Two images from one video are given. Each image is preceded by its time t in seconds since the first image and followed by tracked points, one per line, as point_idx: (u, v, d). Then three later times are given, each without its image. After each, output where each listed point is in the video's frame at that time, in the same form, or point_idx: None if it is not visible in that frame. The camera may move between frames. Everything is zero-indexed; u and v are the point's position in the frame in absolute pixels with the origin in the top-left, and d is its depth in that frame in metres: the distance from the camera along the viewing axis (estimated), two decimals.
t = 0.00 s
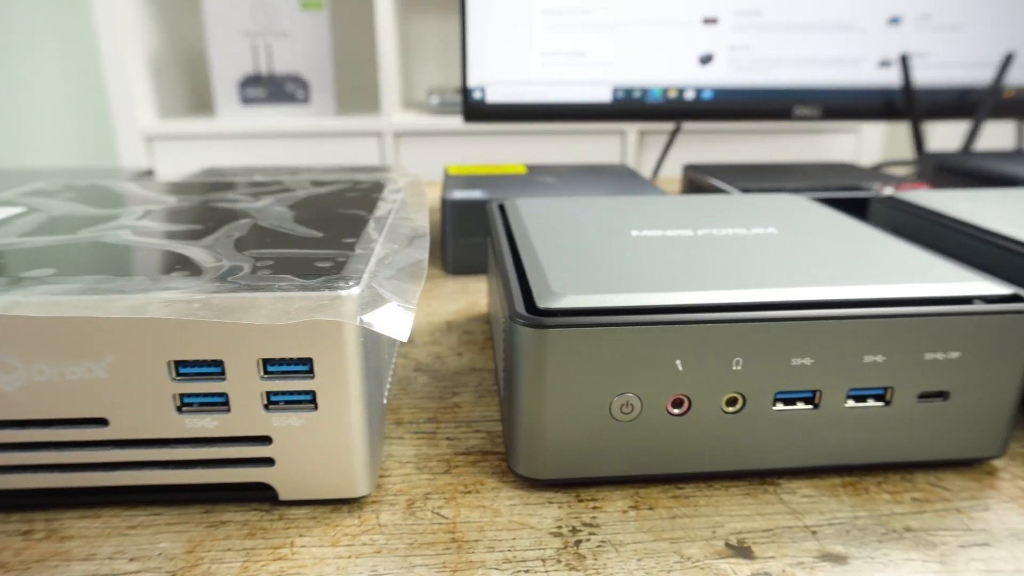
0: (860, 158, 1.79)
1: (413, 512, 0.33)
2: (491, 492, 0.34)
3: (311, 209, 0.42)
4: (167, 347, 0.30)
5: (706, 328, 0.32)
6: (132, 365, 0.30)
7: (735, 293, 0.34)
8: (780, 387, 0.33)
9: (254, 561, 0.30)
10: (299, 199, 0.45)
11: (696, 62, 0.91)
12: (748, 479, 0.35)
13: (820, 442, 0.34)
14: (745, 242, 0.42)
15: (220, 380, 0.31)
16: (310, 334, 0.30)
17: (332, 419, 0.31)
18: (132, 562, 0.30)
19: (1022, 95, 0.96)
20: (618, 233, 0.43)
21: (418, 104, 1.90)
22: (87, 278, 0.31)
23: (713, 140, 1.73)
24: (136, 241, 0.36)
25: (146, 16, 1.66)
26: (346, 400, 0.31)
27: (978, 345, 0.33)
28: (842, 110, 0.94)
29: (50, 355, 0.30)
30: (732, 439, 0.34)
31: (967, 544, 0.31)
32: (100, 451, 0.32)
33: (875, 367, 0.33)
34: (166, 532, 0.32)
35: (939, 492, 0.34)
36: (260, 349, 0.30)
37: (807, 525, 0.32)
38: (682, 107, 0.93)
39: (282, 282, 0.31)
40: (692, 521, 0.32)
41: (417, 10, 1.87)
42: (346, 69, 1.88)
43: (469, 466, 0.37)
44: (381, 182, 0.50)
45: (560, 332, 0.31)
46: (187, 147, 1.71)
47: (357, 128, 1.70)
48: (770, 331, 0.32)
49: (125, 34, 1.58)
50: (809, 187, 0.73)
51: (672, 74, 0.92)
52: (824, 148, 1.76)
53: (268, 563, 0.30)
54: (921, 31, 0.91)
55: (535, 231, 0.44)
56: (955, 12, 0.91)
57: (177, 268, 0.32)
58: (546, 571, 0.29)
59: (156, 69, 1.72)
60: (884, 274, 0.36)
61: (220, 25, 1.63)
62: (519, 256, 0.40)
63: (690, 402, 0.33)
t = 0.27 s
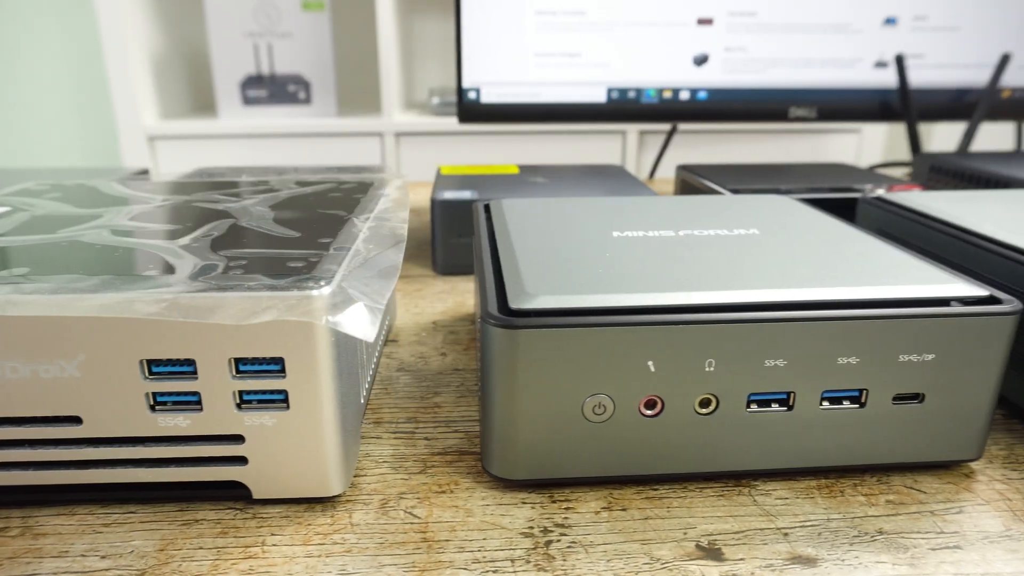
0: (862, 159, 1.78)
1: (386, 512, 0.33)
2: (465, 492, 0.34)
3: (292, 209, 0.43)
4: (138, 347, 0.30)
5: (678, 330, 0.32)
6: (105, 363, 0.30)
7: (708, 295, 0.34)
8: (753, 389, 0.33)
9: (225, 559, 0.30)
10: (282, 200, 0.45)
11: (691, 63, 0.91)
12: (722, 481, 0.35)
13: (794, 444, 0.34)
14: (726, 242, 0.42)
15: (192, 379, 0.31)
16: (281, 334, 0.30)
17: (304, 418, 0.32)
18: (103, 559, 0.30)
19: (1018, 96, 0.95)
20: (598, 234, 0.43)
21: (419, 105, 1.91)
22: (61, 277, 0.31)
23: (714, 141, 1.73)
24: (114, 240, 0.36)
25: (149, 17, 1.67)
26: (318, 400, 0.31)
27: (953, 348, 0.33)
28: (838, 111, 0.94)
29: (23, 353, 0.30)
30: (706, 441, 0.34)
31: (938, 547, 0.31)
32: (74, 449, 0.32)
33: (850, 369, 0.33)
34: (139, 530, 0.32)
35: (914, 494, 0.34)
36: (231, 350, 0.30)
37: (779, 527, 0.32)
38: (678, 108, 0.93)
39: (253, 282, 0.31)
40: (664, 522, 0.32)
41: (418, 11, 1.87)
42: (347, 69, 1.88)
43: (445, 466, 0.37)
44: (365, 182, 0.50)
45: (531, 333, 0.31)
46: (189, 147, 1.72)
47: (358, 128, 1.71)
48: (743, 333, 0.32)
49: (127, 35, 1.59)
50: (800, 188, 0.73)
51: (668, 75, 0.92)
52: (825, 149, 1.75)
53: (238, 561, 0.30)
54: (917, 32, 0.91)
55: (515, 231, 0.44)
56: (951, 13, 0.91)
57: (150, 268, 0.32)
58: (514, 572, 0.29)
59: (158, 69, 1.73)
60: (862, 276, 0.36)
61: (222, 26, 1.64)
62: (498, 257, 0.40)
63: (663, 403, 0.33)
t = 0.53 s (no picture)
0: (863, 159, 1.78)
1: (362, 512, 0.33)
2: (442, 493, 0.34)
3: (275, 209, 0.43)
4: (114, 346, 0.30)
5: (655, 330, 0.32)
6: (81, 362, 0.31)
7: (686, 296, 0.33)
8: (731, 390, 0.33)
9: (199, 558, 0.30)
10: (267, 200, 0.45)
11: (687, 62, 0.91)
12: (702, 482, 0.35)
13: (773, 445, 0.34)
14: (709, 243, 0.42)
15: (168, 378, 0.31)
16: (256, 334, 0.30)
17: (280, 418, 0.32)
18: (79, 558, 0.30)
19: (1017, 96, 0.95)
20: (582, 235, 0.43)
21: (420, 105, 1.91)
22: (38, 276, 0.31)
23: (714, 141, 1.72)
24: (94, 240, 0.36)
25: (151, 17, 1.68)
26: (294, 399, 0.31)
27: (932, 349, 0.33)
28: (835, 111, 0.94)
29: None
30: (684, 442, 0.33)
31: (915, 549, 0.31)
32: (52, 447, 0.32)
33: (828, 371, 0.33)
34: (116, 529, 0.32)
35: (893, 497, 0.34)
36: (206, 349, 0.30)
37: (756, 529, 0.32)
38: (674, 108, 0.93)
39: (227, 282, 0.31)
40: (641, 524, 0.32)
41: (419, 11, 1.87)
42: (348, 69, 1.88)
43: (425, 466, 0.37)
44: (351, 182, 0.50)
45: (507, 333, 0.31)
46: (190, 146, 1.72)
47: (358, 128, 1.71)
48: (720, 333, 0.32)
49: (129, 35, 1.60)
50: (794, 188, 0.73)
51: (664, 75, 0.91)
52: (826, 149, 1.74)
53: (212, 560, 0.30)
54: (914, 32, 0.91)
55: (500, 231, 0.44)
56: (949, 13, 0.90)
57: (128, 267, 0.33)
58: (487, 572, 0.29)
59: (160, 69, 1.74)
60: (843, 276, 0.36)
61: (223, 26, 1.65)
62: (479, 257, 0.40)
63: (640, 404, 0.33)
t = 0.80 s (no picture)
0: (865, 160, 1.77)
1: (335, 511, 0.33)
2: (417, 493, 0.34)
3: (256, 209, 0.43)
4: (86, 344, 0.30)
5: (627, 331, 0.32)
6: (54, 360, 0.31)
7: (660, 297, 0.33)
8: (705, 391, 0.33)
9: (170, 556, 0.30)
10: (250, 199, 0.45)
11: (683, 62, 0.91)
12: (678, 484, 0.35)
13: (748, 447, 0.34)
14: (690, 243, 0.42)
15: (140, 376, 0.31)
16: (227, 333, 0.30)
17: (252, 417, 0.32)
18: (50, 555, 0.30)
19: (1017, 96, 0.94)
20: (564, 235, 0.43)
21: (421, 104, 1.91)
22: (11, 275, 0.32)
23: (716, 141, 1.72)
24: (72, 239, 0.37)
25: (153, 17, 1.68)
26: (266, 398, 0.31)
27: (908, 351, 0.33)
28: (832, 111, 0.93)
29: None
30: (658, 443, 0.33)
31: (888, 553, 0.30)
32: (26, 444, 0.32)
33: (803, 372, 0.33)
34: (90, 526, 0.32)
35: (870, 499, 0.34)
36: (178, 348, 0.30)
37: (729, 531, 0.32)
38: (669, 107, 0.92)
39: (198, 281, 0.31)
40: (613, 525, 0.32)
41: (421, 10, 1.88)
42: (350, 69, 1.89)
43: (401, 466, 0.37)
44: (336, 182, 0.50)
45: (479, 333, 0.31)
46: (192, 146, 1.73)
47: (359, 128, 1.71)
48: (693, 334, 0.32)
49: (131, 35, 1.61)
50: (787, 188, 0.72)
51: (660, 74, 0.91)
52: (828, 149, 1.74)
53: (183, 558, 0.30)
54: (911, 32, 0.90)
55: (482, 231, 0.44)
56: (947, 12, 0.89)
57: (101, 265, 0.33)
58: (456, 572, 0.29)
59: (162, 69, 1.75)
60: (821, 277, 0.36)
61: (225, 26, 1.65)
62: (458, 256, 0.40)
63: (614, 404, 0.33)
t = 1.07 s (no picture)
0: (868, 160, 1.76)
1: (312, 510, 0.33)
2: (394, 493, 0.34)
3: (240, 209, 0.43)
4: (62, 343, 0.30)
5: (603, 331, 0.32)
6: (31, 359, 0.31)
7: (637, 297, 0.33)
8: (681, 391, 0.33)
9: (145, 554, 0.30)
10: (235, 199, 0.45)
11: (679, 62, 0.91)
12: (656, 485, 0.35)
13: (726, 448, 0.33)
14: (673, 243, 0.42)
15: (117, 375, 0.31)
16: (202, 333, 0.30)
17: (227, 416, 0.32)
18: (26, 553, 0.30)
19: (1017, 96, 0.93)
20: (548, 235, 0.43)
21: (423, 104, 1.91)
22: None
23: (717, 141, 1.71)
24: (53, 238, 0.37)
25: (155, 17, 1.69)
26: (242, 397, 0.32)
27: (886, 352, 0.32)
28: (829, 111, 0.93)
29: None
30: (635, 444, 0.33)
31: (863, 555, 0.30)
32: (5, 443, 0.32)
33: (781, 374, 0.33)
34: (67, 524, 0.32)
35: (849, 501, 0.34)
36: (153, 348, 0.31)
37: (705, 532, 0.32)
38: (665, 107, 0.92)
39: (172, 280, 0.31)
40: (589, 526, 0.32)
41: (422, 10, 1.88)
42: (351, 68, 1.89)
43: (380, 465, 0.37)
44: (322, 182, 0.50)
45: (454, 333, 0.31)
46: (194, 145, 1.74)
47: (360, 127, 1.72)
48: (669, 335, 0.32)
49: (133, 34, 1.61)
50: (781, 189, 0.72)
51: (656, 74, 0.91)
52: (830, 149, 1.73)
53: (158, 557, 0.30)
54: (909, 31, 0.90)
55: (465, 231, 0.44)
56: (945, 12, 0.89)
57: (79, 264, 0.33)
58: (428, 572, 0.29)
59: (164, 69, 1.75)
60: (802, 278, 0.36)
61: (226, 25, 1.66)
62: (440, 256, 0.40)
63: (590, 405, 0.33)
